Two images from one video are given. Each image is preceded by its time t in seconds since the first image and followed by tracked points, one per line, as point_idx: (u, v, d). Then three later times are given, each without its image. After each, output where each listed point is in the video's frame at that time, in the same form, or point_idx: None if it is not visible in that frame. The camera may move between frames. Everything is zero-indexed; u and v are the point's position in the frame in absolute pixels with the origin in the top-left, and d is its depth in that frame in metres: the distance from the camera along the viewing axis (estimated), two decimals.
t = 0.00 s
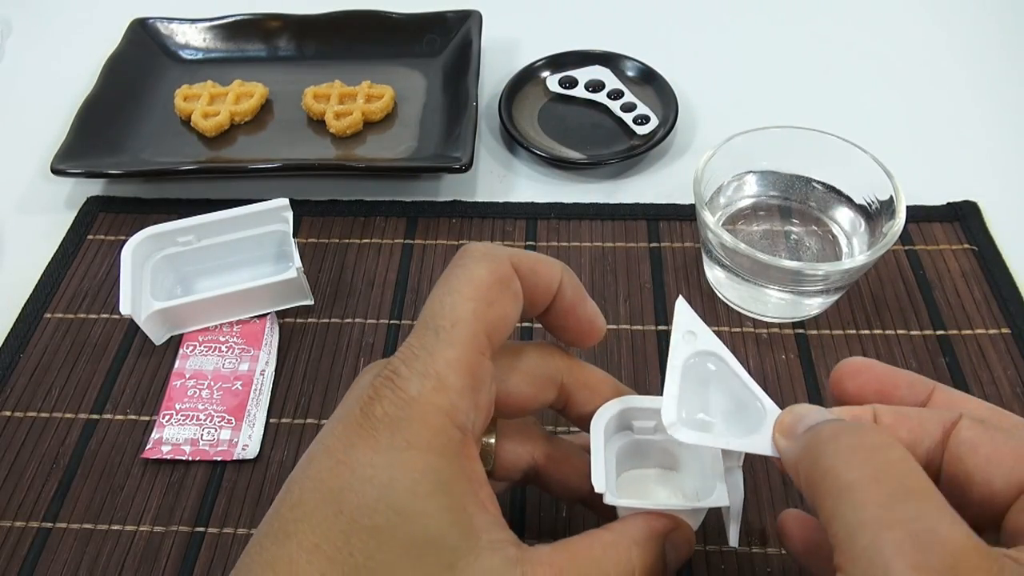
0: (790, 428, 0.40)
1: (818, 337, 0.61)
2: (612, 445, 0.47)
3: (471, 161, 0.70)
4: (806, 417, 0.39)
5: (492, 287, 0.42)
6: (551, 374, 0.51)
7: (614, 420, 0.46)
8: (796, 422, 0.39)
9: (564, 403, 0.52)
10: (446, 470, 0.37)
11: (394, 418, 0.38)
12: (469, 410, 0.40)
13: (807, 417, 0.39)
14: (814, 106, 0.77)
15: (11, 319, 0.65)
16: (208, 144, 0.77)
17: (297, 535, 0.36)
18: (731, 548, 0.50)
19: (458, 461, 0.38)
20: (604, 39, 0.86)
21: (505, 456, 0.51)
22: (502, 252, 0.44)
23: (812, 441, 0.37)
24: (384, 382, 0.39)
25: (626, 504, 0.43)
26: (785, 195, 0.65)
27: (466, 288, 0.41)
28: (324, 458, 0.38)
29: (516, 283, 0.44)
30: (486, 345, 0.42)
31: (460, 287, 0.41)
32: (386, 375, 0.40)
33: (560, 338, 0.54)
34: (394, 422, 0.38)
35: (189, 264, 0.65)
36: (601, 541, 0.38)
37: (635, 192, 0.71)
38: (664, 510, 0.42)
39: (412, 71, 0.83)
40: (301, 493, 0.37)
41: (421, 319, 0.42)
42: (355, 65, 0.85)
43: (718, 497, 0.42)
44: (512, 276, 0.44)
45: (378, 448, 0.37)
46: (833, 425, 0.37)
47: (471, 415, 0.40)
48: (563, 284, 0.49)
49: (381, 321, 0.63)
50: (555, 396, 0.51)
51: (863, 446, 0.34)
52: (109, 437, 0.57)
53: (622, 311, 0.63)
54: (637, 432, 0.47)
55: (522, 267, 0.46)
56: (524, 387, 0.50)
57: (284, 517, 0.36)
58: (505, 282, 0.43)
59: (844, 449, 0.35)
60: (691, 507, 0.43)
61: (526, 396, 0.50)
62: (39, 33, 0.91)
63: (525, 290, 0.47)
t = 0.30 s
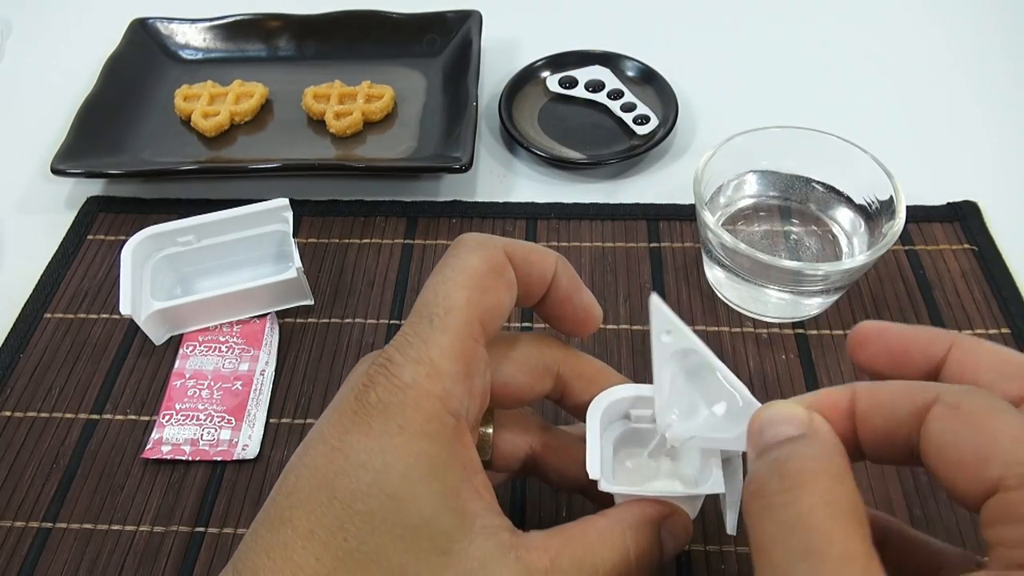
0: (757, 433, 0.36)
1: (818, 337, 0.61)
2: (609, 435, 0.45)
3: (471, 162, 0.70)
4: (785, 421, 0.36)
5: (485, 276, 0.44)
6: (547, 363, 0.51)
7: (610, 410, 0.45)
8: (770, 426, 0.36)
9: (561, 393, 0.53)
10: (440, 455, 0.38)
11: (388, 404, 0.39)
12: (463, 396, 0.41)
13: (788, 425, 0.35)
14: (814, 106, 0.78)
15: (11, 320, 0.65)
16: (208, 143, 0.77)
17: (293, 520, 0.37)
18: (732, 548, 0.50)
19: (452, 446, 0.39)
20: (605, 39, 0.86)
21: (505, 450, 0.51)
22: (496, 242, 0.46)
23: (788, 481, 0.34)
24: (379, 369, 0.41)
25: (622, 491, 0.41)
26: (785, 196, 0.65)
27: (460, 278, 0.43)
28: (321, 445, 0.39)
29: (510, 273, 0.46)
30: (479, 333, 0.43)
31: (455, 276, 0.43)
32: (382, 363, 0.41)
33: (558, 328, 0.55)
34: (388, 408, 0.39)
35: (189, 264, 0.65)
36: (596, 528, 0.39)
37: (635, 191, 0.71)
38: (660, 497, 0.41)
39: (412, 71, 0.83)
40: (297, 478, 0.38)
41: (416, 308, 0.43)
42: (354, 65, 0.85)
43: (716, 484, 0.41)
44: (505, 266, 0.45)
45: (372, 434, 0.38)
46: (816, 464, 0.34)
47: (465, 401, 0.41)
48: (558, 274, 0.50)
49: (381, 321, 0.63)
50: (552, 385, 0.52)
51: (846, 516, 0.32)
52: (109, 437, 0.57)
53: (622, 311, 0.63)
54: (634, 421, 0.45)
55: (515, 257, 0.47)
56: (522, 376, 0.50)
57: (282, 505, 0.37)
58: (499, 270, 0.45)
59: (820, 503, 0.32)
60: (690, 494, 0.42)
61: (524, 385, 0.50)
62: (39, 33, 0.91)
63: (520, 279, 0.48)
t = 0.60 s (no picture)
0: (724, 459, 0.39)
1: (818, 337, 0.61)
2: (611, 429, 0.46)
3: (471, 162, 0.70)
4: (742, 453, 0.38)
5: (486, 273, 0.44)
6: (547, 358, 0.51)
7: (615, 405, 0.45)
8: (732, 457, 0.39)
9: (561, 387, 0.53)
10: (438, 450, 0.38)
11: (386, 398, 0.39)
12: (460, 392, 0.41)
13: (748, 460, 0.38)
14: (815, 106, 0.77)
15: (11, 319, 0.65)
16: (208, 143, 0.77)
17: (291, 515, 0.37)
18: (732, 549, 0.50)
19: (450, 441, 0.39)
20: (605, 39, 0.86)
21: (505, 444, 0.51)
22: (496, 237, 0.46)
23: (750, 548, 0.36)
24: (377, 364, 0.41)
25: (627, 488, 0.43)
26: (785, 196, 0.65)
27: (460, 273, 0.43)
28: (319, 440, 0.39)
29: (510, 269, 0.46)
30: (479, 330, 0.43)
31: (455, 272, 0.43)
32: (380, 358, 0.41)
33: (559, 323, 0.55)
34: (387, 402, 0.39)
35: (189, 264, 0.65)
36: (595, 523, 0.39)
37: (634, 191, 0.71)
38: (660, 494, 0.42)
39: (412, 71, 0.83)
40: (295, 473, 0.38)
41: (416, 305, 0.44)
42: (354, 65, 0.85)
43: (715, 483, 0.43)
44: (507, 263, 0.46)
45: (371, 429, 0.38)
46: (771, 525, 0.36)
47: (463, 397, 0.41)
48: (560, 270, 0.51)
49: (381, 321, 0.63)
50: (552, 380, 0.52)
51: None
52: (109, 438, 0.57)
53: (622, 311, 0.63)
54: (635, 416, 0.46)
55: (516, 252, 0.47)
56: (522, 371, 0.50)
57: (279, 500, 0.37)
58: (499, 267, 0.45)
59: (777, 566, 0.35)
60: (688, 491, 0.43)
61: (523, 380, 0.50)
62: (39, 33, 0.91)
63: (521, 274, 0.49)
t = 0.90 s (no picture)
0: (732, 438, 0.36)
1: (817, 337, 0.61)
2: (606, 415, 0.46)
3: (471, 161, 0.70)
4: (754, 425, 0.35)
5: (478, 261, 0.45)
6: (542, 344, 0.52)
7: (606, 390, 0.46)
8: (744, 431, 0.35)
9: (557, 373, 0.53)
10: (430, 434, 0.38)
11: (379, 385, 0.40)
12: (452, 378, 0.41)
13: (763, 434, 0.35)
14: (814, 106, 0.77)
15: (11, 320, 0.65)
16: (208, 143, 0.77)
17: (286, 501, 0.37)
18: (732, 549, 0.50)
19: (443, 426, 0.39)
20: (605, 39, 0.86)
21: (501, 431, 0.51)
22: (490, 226, 0.47)
23: (777, 519, 0.33)
24: (370, 352, 0.41)
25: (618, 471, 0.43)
26: (785, 196, 0.65)
27: (453, 262, 0.44)
28: (312, 428, 0.39)
29: (503, 257, 0.47)
30: (471, 317, 0.44)
31: (448, 260, 0.44)
32: (373, 346, 0.42)
33: (560, 310, 0.56)
34: (379, 389, 0.40)
35: (190, 264, 0.65)
36: (588, 507, 0.38)
37: (634, 191, 0.71)
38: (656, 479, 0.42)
39: (412, 71, 0.83)
40: (290, 460, 0.38)
41: (409, 294, 0.44)
42: (354, 65, 0.85)
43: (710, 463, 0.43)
44: (499, 251, 0.47)
45: (363, 415, 0.39)
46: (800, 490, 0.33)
47: (455, 382, 0.42)
48: (555, 257, 0.51)
49: (381, 321, 0.63)
50: (547, 366, 0.52)
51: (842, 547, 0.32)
52: (109, 438, 0.57)
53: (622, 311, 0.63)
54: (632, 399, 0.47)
55: (510, 241, 0.48)
56: (515, 357, 0.51)
57: (275, 488, 0.38)
58: (491, 255, 0.46)
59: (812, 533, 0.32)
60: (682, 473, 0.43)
61: (517, 367, 0.51)
62: (39, 33, 0.91)
63: (515, 261, 0.49)
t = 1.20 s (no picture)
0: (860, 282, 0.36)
1: (817, 337, 0.61)
2: (588, 406, 0.47)
3: (471, 161, 0.70)
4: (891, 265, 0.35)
5: (467, 255, 0.45)
6: (527, 338, 0.53)
7: (589, 380, 0.46)
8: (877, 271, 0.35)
9: (542, 367, 0.54)
10: (418, 420, 0.39)
11: (368, 373, 0.40)
12: (439, 367, 0.42)
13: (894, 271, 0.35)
14: (814, 106, 0.78)
15: (11, 320, 0.65)
16: (208, 143, 0.77)
17: (276, 486, 0.37)
18: (731, 549, 0.50)
19: (430, 413, 0.40)
20: (605, 39, 0.86)
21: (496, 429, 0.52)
22: (478, 223, 0.47)
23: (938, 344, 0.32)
24: (359, 342, 0.42)
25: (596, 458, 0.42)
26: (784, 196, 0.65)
27: (441, 256, 0.44)
28: (302, 417, 0.40)
29: (491, 252, 0.47)
30: (459, 310, 0.44)
31: (436, 255, 0.44)
32: (362, 337, 0.42)
33: (547, 306, 0.56)
34: (367, 377, 0.40)
35: (190, 264, 0.65)
36: (568, 490, 0.38)
37: (634, 191, 0.71)
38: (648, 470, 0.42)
39: (412, 71, 0.83)
40: (281, 447, 0.39)
41: (398, 286, 0.45)
42: (354, 65, 0.85)
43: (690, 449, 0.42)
44: (487, 247, 0.47)
45: (352, 403, 0.39)
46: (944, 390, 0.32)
47: (442, 372, 0.42)
48: (541, 252, 0.52)
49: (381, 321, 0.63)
50: (531, 358, 0.53)
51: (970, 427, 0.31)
52: (109, 438, 0.57)
53: (623, 311, 0.63)
54: (615, 392, 0.47)
55: (497, 237, 0.48)
56: (501, 350, 0.52)
57: (265, 475, 0.38)
58: (480, 250, 0.46)
59: (957, 390, 0.30)
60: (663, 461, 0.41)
61: (501, 359, 0.52)
62: (38, 33, 0.91)
63: (502, 257, 0.50)
